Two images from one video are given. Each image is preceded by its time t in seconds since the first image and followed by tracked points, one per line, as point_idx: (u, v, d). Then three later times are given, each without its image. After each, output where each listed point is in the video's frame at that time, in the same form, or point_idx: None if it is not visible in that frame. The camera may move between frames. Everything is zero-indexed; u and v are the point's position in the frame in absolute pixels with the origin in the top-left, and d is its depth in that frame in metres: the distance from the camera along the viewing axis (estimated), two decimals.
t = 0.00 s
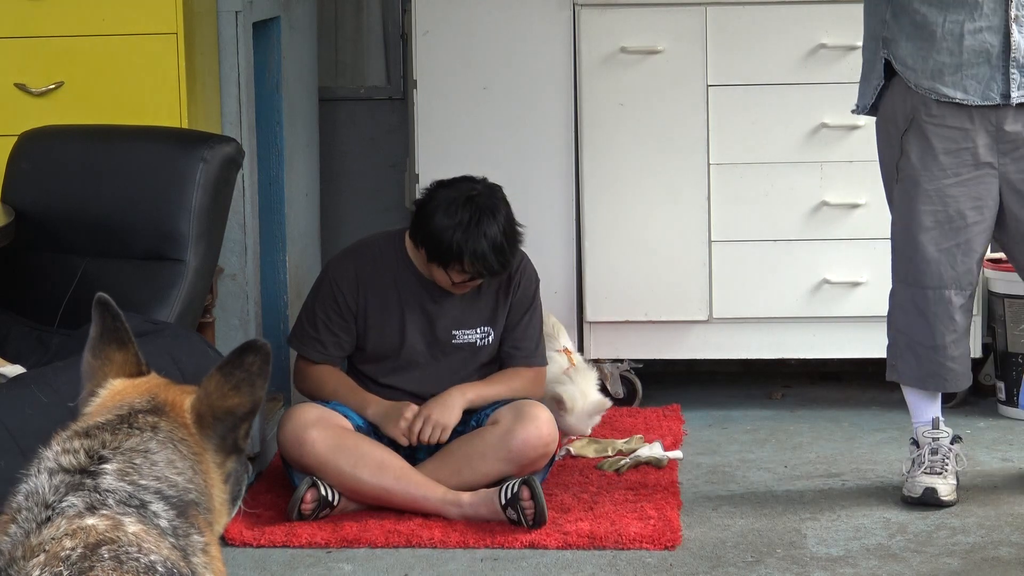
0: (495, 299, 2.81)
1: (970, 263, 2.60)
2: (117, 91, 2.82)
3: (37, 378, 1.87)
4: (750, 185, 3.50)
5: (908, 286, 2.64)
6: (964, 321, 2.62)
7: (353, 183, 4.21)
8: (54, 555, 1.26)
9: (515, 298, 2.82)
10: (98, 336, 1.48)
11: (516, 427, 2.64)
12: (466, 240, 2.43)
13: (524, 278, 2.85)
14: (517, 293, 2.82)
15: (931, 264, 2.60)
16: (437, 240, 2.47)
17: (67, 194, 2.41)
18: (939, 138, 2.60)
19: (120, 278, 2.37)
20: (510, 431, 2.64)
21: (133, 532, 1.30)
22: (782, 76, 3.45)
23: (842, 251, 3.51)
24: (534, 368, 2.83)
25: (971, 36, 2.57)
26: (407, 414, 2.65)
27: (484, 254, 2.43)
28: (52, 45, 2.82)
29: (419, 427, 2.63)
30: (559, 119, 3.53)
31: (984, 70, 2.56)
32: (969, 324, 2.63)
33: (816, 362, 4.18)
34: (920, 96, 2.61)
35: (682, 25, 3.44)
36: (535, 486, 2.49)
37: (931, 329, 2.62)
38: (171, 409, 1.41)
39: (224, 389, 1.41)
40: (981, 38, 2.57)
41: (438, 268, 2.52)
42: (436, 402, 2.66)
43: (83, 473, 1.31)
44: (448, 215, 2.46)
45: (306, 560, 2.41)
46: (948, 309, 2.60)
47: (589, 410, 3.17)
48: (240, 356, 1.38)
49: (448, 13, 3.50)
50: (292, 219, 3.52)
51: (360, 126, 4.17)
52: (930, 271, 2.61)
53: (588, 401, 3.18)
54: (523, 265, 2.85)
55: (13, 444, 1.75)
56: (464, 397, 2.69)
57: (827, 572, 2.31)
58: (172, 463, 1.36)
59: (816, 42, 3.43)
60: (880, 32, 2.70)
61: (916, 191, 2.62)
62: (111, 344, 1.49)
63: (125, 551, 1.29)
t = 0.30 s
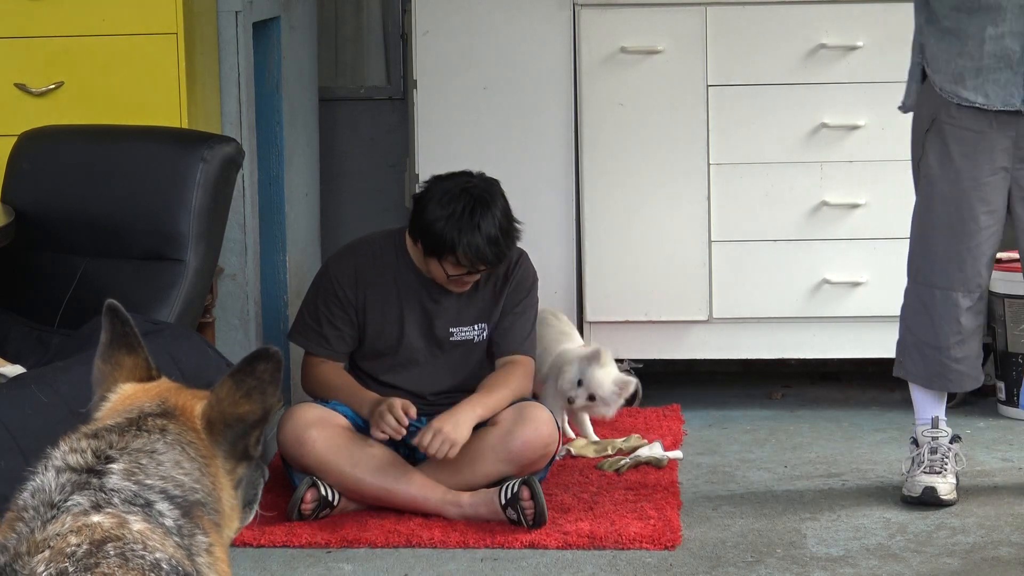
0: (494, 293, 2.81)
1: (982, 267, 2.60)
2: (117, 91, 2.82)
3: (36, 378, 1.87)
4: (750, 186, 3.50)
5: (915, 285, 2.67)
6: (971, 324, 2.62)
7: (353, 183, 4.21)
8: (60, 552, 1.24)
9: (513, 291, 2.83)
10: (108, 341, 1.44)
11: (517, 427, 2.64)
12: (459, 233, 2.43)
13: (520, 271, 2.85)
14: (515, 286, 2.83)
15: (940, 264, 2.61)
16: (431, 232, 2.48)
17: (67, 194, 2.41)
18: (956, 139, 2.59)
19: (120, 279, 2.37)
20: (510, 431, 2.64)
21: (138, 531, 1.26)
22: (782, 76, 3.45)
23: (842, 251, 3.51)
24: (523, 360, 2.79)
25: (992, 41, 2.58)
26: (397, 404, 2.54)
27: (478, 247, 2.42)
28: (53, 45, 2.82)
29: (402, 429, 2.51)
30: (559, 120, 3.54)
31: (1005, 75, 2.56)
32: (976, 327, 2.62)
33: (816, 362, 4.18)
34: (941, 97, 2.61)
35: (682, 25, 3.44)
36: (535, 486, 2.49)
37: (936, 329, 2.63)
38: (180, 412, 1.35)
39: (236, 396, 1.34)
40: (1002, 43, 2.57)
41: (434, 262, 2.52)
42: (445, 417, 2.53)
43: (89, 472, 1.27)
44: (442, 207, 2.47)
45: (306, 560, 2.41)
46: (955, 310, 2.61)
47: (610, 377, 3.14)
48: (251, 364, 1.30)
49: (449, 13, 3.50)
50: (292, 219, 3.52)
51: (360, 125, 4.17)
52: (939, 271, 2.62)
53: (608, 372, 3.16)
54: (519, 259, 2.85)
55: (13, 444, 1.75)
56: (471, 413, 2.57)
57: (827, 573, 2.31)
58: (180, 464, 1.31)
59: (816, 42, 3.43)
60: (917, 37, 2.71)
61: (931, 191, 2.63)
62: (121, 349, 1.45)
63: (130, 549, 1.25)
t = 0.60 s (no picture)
0: (490, 295, 2.82)
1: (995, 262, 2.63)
2: (117, 91, 2.82)
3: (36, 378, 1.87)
4: (750, 185, 3.50)
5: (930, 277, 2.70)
6: (986, 320, 2.64)
7: (353, 183, 4.21)
8: (74, 549, 1.23)
9: (511, 292, 2.82)
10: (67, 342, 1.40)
11: (516, 428, 2.64)
12: (454, 232, 2.43)
13: (517, 271, 2.86)
14: (512, 287, 2.83)
15: (953, 256, 2.64)
16: (427, 231, 2.48)
17: (67, 194, 2.41)
18: (969, 129, 2.62)
19: (121, 279, 2.37)
20: (510, 432, 2.64)
21: (151, 530, 1.26)
22: (782, 76, 3.45)
23: (842, 251, 3.51)
24: (506, 359, 2.75)
25: (1007, 38, 2.56)
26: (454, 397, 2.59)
27: (472, 248, 2.43)
28: (53, 45, 2.82)
29: (465, 417, 2.57)
30: (559, 119, 3.53)
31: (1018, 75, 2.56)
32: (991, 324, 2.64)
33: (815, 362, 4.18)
34: (959, 88, 2.65)
35: (683, 25, 3.44)
36: (535, 486, 2.49)
37: (948, 322, 2.65)
38: (169, 405, 1.34)
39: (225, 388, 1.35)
40: (1014, 42, 2.55)
41: (430, 261, 2.53)
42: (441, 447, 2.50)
43: (99, 472, 1.25)
44: (438, 205, 2.47)
45: (306, 560, 2.41)
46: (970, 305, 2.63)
47: (611, 347, 3.10)
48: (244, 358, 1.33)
49: (449, 13, 3.50)
50: (292, 219, 3.52)
51: (359, 126, 4.17)
52: (952, 263, 2.64)
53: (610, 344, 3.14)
54: (516, 259, 2.86)
55: (13, 444, 1.74)
56: (459, 439, 2.54)
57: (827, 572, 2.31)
58: (183, 456, 1.31)
59: (816, 42, 3.43)
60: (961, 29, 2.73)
61: (946, 182, 2.66)
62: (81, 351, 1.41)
63: (144, 548, 1.25)
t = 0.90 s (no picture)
0: (491, 297, 2.82)
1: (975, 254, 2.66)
2: (118, 91, 2.82)
3: (36, 378, 1.87)
4: (750, 185, 3.50)
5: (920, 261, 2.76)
6: (960, 308, 2.67)
7: (353, 183, 4.21)
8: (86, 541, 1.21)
9: (512, 294, 2.82)
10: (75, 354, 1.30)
11: (517, 428, 2.64)
12: (448, 239, 2.43)
13: (518, 274, 2.86)
14: (512, 288, 2.83)
15: (934, 242, 2.70)
16: (424, 238, 2.48)
17: (67, 194, 2.41)
18: (958, 121, 2.67)
19: (121, 278, 2.37)
20: (511, 431, 2.64)
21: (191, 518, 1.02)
22: (782, 76, 3.45)
23: (842, 251, 3.51)
24: (506, 364, 2.74)
25: (999, 36, 2.57)
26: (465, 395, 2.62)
27: (466, 256, 2.42)
28: (52, 45, 2.82)
29: (473, 414, 2.59)
30: (560, 119, 3.53)
31: (1006, 70, 2.57)
32: (966, 313, 2.67)
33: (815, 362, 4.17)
34: (959, 80, 2.68)
35: (682, 25, 3.44)
36: (535, 486, 2.49)
37: (922, 307, 2.71)
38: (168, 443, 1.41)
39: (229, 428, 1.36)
40: (1006, 39, 2.55)
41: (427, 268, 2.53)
42: (428, 433, 2.52)
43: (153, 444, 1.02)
44: (434, 213, 2.47)
45: (306, 560, 2.41)
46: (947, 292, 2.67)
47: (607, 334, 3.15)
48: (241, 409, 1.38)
49: (449, 13, 3.50)
50: (292, 219, 3.52)
51: (359, 125, 4.17)
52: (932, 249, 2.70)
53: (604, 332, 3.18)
54: (516, 262, 2.86)
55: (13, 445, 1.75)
56: (445, 432, 2.55)
57: (827, 573, 2.31)
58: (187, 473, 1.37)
59: (816, 42, 3.43)
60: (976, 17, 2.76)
61: (936, 168, 2.72)
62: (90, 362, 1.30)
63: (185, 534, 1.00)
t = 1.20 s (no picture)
0: (491, 298, 2.81)
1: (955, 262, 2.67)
2: (118, 91, 2.82)
3: (36, 378, 1.87)
4: (750, 185, 3.50)
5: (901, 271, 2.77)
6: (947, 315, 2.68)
7: (354, 183, 4.21)
8: (94, 539, 1.11)
9: (513, 294, 2.82)
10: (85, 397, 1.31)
11: (517, 428, 2.65)
12: (445, 243, 2.44)
13: (519, 274, 2.85)
14: (513, 288, 2.82)
15: (913, 252, 2.72)
16: (421, 240, 2.49)
17: (67, 194, 2.41)
18: (930, 132, 2.68)
19: (121, 278, 2.37)
20: (511, 431, 2.65)
21: (173, 528, 1.17)
22: (782, 76, 3.45)
23: (842, 251, 3.51)
24: (506, 364, 2.75)
25: (965, 42, 2.59)
26: (471, 383, 2.62)
27: (461, 261, 2.43)
28: (52, 45, 2.82)
29: (483, 404, 2.61)
30: (559, 119, 3.53)
31: (973, 76, 2.57)
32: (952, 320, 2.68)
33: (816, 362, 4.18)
34: (930, 91, 2.69)
35: (682, 25, 3.44)
36: (535, 486, 2.49)
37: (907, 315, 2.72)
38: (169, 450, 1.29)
39: (228, 451, 1.32)
40: (972, 45, 2.57)
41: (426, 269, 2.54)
42: (428, 431, 2.53)
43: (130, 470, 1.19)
44: (433, 215, 2.47)
45: (306, 560, 2.41)
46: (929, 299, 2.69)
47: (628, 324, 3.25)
48: (247, 425, 1.32)
49: (448, 13, 3.50)
50: (291, 219, 3.52)
51: (360, 125, 4.17)
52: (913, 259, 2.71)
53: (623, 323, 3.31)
54: (517, 262, 2.85)
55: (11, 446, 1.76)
56: (446, 431, 2.55)
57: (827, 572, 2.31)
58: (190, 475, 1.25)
59: (816, 42, 3.43)
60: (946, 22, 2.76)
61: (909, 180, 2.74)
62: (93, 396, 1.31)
63: (168, 541, 1.16)
